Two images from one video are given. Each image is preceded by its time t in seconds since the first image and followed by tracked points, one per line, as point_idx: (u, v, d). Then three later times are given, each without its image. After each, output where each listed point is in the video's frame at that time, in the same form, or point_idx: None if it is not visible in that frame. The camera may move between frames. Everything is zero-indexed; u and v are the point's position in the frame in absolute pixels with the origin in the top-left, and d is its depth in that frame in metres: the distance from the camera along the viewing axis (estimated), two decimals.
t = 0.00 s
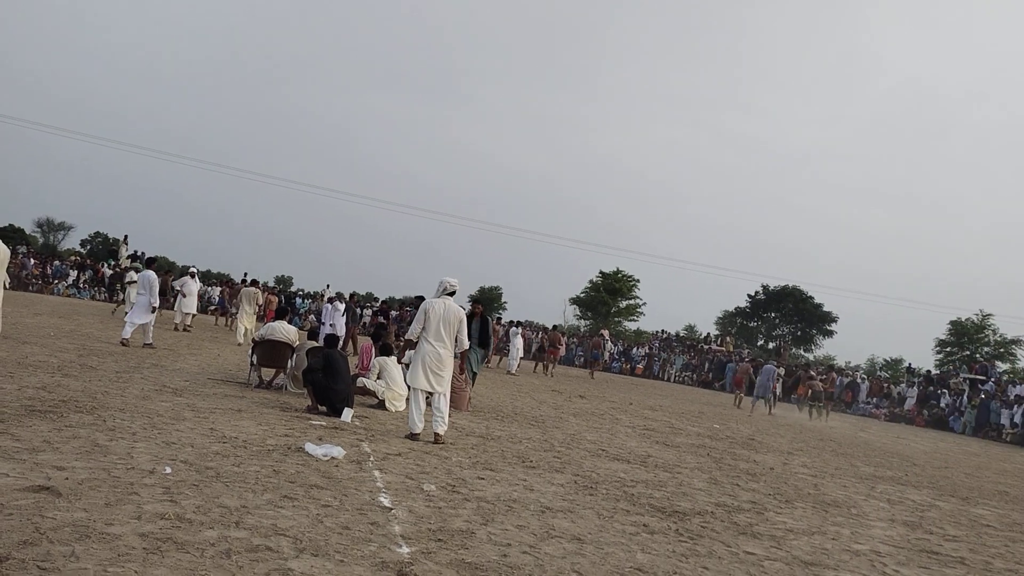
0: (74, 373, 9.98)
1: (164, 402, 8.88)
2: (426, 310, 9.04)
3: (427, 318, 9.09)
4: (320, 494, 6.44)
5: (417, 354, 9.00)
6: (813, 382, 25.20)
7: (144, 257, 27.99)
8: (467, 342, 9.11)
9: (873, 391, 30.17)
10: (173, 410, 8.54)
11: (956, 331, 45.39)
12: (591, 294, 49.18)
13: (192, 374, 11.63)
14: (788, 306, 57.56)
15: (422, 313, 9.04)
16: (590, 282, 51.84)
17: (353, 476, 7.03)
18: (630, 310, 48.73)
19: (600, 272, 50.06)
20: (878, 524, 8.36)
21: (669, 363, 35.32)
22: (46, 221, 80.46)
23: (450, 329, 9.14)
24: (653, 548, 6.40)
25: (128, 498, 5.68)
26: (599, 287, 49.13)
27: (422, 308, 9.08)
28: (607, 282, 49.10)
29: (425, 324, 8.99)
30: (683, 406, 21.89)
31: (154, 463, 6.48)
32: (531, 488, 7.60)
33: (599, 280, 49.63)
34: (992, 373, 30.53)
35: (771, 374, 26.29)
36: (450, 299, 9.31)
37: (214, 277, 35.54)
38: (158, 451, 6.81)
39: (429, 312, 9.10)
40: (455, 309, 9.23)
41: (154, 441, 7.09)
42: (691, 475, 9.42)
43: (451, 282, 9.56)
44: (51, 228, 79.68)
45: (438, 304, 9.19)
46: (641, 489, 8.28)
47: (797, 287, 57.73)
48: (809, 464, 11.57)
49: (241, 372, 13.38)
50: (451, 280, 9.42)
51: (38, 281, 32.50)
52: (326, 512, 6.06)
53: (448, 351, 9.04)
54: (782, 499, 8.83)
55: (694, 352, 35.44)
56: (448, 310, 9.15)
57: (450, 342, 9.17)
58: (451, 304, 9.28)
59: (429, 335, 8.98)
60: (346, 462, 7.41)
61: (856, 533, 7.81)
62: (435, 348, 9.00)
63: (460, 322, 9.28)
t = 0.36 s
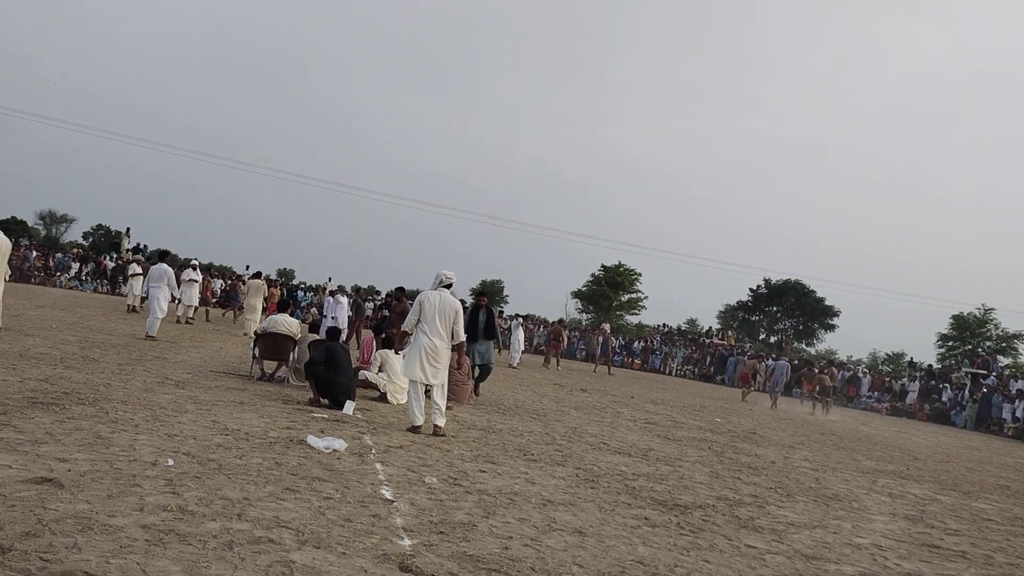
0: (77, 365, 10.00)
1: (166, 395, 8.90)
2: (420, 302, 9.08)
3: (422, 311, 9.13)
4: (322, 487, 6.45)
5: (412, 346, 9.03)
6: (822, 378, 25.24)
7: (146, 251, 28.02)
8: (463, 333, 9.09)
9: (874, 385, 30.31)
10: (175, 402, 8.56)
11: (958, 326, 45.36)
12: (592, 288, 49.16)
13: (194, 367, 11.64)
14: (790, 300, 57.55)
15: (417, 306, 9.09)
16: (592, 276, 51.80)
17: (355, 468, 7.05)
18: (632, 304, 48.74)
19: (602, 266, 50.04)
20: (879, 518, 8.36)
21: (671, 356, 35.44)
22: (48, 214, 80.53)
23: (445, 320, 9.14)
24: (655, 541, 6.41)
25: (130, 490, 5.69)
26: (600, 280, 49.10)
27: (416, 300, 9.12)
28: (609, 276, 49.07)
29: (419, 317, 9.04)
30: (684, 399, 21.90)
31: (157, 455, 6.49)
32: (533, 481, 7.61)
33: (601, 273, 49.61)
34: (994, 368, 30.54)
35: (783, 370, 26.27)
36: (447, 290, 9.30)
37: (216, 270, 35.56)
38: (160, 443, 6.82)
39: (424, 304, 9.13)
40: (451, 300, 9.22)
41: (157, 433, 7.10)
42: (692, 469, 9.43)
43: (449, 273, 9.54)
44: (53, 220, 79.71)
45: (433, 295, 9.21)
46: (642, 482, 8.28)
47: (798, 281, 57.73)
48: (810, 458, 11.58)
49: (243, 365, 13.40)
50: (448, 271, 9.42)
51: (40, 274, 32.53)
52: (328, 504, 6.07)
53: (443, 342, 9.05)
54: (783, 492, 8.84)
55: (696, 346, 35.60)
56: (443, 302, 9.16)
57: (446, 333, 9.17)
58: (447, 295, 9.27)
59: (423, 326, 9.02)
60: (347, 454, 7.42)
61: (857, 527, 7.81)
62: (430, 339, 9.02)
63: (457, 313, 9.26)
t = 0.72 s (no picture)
0: (74, 359, 10.00)
1: (165, 388, 8.90)
2: (413, 296, 9.10)
3: (417, 305, 9.15)
4: (320, 479, 6.45)
5: (409, 340, 9.04)
6: (826, 372, 25.24)
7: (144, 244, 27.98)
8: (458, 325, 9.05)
9: (873, 378, 30.39)
10: (173, 395, 8.56)
11: (956, 319, 45.38)
12: (592, 281, 49.14)
13: (192, 360, 11.65)
14: (789, 294, 57.57)
15: (411, 300, 9.11)
16: (591, 269, 51.76)
17: (353, 461, 7.06)
18: (631, 298, 48.73)
19: (601, 259, 50.01)
20: (876, 510, 8.37)
21: (670, 349, 35.49)
22: (46, 207, 80.39)
23: (440, 312, 9.11)
24: (653, 533, 6.42)
25: (128, 483, 5.70)
26: (600, 274, 49.09)
27: (410, 294, 9.15)
28: (608, 269, 49.02)
29: (413, 311, 9.07)
30: (683, 392, 21.92)
31: (155, 448, 6.50)
32: (531, 474, 7.62)
33: (600, 267, 49.57)
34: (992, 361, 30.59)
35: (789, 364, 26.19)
36: (441, 283, 9.28)
37: (216, 263, 35.52)
38: (158, 436, 6.83)
39: (419, 298, 9.14)
40: (445, 292, 9.20)
41: (154, 426, 7.10)
42: (690, 462, 9.44)
43: (444, 266, 9.52)
44: (52, 213, 79.56)
45: (428, 289, 9.20)
46: (641, 475, 8.29)
47: (797, 275, 57.76)
48: (808, 451, 11.59)
49: (241, 358, 13.40)
50: (442, 264, 9.39)
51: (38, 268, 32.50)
52: (326, 497, 6.08)
53: (438, 335, 9.04)
54: (781, 485, 8.85)
55: (695, 339, 35.66)
56: (437, 294, 9.14)
57: (442, 326, 9.13)
58: (442, 288, 9.25)
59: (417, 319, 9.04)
60: (346, 447, 7.42)
61: (854, 519, 7.83)
62: (425, 332, 9.02)
63: (453, 305, 9.21)
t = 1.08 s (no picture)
0: (75, 354, 10.01)
1: (166, 383, 8.91)
2: (413, 292, 9.11)
3: (416, 301, 9.15)
4: (321, 475, 6.46)
5: (410, 336, 9.05)
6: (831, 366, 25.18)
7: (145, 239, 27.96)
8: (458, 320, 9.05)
9: (874, 372, 30.41)
10: (174, 390, 8.57)
11: (957, 313, 45.33)
12: (593, 276, 49.11)
13: (193, 355, 11.66)
14: (790, 288, 57.52)
15: (411, 296, 9.12)
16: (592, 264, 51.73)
17: (354, 456, 7.07)
18: (632, 292, 48.70)
19: (602, 254, 49.97)
20: (877, 504, 8.37)
21: (671, 344, 35.51)
22: (47, 203, 80.43)
23: (440, 308, 9.11)
24: (653, 528, 6.43)
25: (130, 478, 5.71)
26: (601, 268, 49.05)
27: (410, 291, 9.15)
28: (609, 264, 48.98)
29: (413, 308, 9.08)
30: (684, 387, 21.92)
31: (156, 443, 6.51)
32: (532, 469, 7.62)
33: (601, 261, 49.53)
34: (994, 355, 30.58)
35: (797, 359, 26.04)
36: (440, 278, 9.28)
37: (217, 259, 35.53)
38: (160, 431, 6.84)
39: (418, 294, 9.15)
40: (445, 287, 9.20)
41: (156, 422, 7.11)
42: (691, 456, 9.45)
43: (443, 261, 9.52)
44: (53, 208, 79.61)
45: (427, 284, 9.21)
46: (642, 470, 8.30)
47: (799, 269, 57.71)
48: (810, 445, 11.60)
49: (242, 354, 13.41)
50: (441, 259, 9.39)
51: (39, 263, 32.53)
52: (327, 492, 6.09)
53: (439, 330, 9.04)
54: (782, 479, 8.85)
55: (696, 334, 35.66)
56: (437, 289, 9.15)
57: (443, 320, 9.14)
58: (442, 283, 9.25)
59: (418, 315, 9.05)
60: (347, 442, 7.43)
61: (855, 513, 7.84)
62: (426, 327, 9.02)
63: (453, 299, 9.21)
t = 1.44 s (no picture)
0: (78, 351, 10.03)
1: (168, 380, 8.93)
2: (414, 288, 9.11)
3: (417, 297, 9.15)
4: (323, 471, 6.48)
5: (411, 332, 9.06)
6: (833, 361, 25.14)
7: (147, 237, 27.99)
8: (458, 316, 9.06)
9: (875, 368, 30.35)
10: (176, 387, 8.60)
11: (959, 309, 45.25)
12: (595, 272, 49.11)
13: (195, 352, 11.68)
14: (792, 284, 57.47)
15: (411, 293, 9.12)
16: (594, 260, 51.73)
17: (356, 453, 7.08)
18: (633, 289, 48.69)
19: (604, 250, 49.96)
20: (879, 500, 8.37)
21: (673, 340, 35.53)
22: (49, 200, 80.55)
23: (441, 304, 9.12)
24: (655, 524, 6.44)
25: (132, 475, 5.73)
26: (603, 265, 49.05)
27: (410, 287, 9.15)
28: (610, 260, 48.97)
29: (414, 304, 9.08)
30: (686, 383, 21.92)
31: (158, 440, 6.53)
32: (533, 465, 7.64)
33: (603, 258, 49.52)
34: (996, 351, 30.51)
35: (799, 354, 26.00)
36: (441, 274, 9.28)
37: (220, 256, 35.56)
38: (162, 428, 6.86)
39: (419, 290, 9.15)
40: (445, 283, 9.21)
41: (158, 418, 7.13)
42: (693, 452, 9.45)
43: (444, 257, 9.53)
44: (55, 206, 79.73)
45: (427, 280, 9.21)
46: (643, 466, 8.30)
47: (801, 265, 57.64)
48: (811, 441, 11.59)
49: (244, 350, 13.43)
50: (441, 255, 9.39)
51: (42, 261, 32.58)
52: (329, 488, 6.11)
53: (440, 326, 9.05)
54: (783, 475, 8.86)
55: (698, 330, 35.66)
56: (437, 286, 9.15)
57: (444, 316, 9.15)
58: (442, 279, 9.25)
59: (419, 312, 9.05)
60: (349, 439, 7.45)
61: (857, 509, 7.84)
62: (427, 323, 9.03)
63: (454, 295, 9.22)
